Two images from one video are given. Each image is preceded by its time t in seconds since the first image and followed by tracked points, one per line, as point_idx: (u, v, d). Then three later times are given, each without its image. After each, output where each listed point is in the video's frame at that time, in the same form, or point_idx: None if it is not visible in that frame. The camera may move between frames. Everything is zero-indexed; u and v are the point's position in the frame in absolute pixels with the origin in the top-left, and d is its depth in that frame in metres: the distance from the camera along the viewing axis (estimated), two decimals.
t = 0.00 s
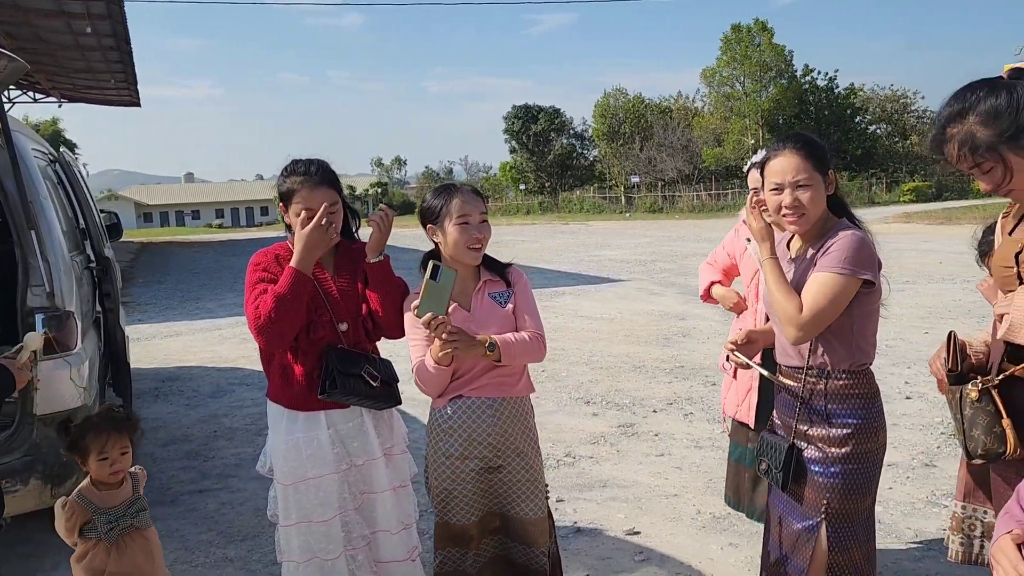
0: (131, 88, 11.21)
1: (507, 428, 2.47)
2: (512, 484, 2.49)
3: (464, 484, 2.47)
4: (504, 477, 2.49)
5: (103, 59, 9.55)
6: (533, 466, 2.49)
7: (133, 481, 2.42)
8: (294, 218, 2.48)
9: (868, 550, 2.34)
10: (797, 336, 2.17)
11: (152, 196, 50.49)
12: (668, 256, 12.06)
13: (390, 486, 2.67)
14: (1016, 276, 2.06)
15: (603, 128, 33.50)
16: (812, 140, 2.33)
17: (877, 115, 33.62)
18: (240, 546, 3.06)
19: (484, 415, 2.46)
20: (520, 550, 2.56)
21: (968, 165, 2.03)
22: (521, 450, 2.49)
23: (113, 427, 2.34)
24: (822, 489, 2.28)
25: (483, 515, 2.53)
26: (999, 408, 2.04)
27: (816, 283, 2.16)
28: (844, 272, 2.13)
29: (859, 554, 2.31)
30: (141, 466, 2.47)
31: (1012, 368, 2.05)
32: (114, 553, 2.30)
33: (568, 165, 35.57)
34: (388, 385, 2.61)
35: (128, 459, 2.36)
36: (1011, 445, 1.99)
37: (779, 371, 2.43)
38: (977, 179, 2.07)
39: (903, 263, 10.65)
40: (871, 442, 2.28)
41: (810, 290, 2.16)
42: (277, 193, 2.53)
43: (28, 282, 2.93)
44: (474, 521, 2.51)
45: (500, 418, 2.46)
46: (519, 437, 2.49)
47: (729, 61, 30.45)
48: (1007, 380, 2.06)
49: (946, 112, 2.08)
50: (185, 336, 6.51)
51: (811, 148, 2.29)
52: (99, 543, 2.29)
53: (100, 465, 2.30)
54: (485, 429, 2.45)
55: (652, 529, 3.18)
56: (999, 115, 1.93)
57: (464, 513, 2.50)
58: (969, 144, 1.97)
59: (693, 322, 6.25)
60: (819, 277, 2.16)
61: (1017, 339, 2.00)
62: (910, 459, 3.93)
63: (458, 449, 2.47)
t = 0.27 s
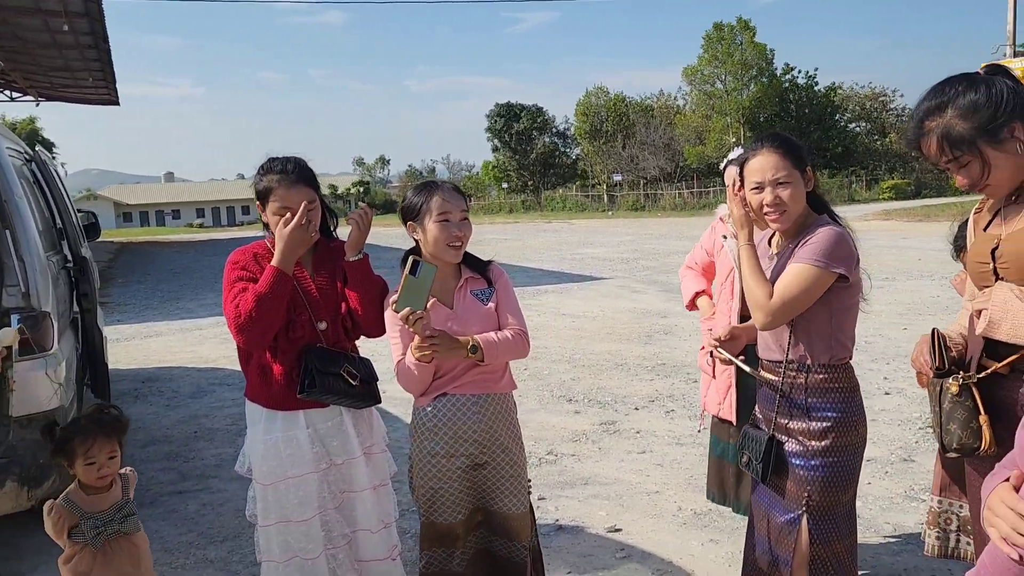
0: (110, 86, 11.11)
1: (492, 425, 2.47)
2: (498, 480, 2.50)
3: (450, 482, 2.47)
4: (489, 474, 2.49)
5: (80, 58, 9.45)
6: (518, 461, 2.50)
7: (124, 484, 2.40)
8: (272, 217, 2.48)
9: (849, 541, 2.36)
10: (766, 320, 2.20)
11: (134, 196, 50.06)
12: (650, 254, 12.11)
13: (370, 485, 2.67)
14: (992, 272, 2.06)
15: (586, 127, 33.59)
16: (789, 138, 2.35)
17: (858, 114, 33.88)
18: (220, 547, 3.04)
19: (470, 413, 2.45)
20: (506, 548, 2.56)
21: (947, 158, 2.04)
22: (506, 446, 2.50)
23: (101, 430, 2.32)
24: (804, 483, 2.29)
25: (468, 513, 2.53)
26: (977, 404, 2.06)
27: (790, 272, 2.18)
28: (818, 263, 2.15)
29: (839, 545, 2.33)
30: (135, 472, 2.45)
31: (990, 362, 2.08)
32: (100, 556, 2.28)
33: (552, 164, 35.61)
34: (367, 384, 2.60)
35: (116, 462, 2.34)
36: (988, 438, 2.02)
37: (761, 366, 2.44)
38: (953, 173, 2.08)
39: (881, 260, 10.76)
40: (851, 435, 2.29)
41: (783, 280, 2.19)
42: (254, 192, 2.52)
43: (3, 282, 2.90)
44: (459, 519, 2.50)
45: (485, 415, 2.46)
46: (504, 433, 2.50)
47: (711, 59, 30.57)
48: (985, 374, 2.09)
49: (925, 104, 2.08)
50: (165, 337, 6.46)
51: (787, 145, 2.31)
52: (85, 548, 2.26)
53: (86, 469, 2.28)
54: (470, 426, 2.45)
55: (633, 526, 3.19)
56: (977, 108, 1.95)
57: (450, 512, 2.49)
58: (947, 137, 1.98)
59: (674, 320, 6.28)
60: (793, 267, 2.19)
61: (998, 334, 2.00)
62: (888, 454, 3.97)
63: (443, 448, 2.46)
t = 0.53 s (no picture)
0: (90, 85, 11.01)
1: (475, 423, 2.47)
2: (482, 479, 2.50)
3: (434, 481, 2.47)
4: (473, 472, 2.49)
5: (59, 57, 9.36)
6: (502, 460, 2.50)
7: (126, 489, 2.37)
8: (249, 217, 2.46)
9: (820, 534, 2.36)
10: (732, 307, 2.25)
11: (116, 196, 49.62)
12: (634, 253, 12.14)
13: (352, 485, 2.66)
14: (970, 267, 2.08)
15: (570, 125, 33.63)
16: (767, 138, 2.36)
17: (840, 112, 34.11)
18: (202, 549, 3.02)
19: (452, 411, 2.45)
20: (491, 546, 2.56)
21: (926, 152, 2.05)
22: (489, 444, 2.50)
23: (101, 432, 2.30)
24: (779, 472, 2.30)
25: (453, 512, 2.53)
26: (965, 401, 2.07)
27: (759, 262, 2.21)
28: (785, 251, 2.17)
29: (810, 537, 2.33)
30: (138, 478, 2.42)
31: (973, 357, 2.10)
32: (100, 561, 2.23)
33: (535, 162, 35.63)
34: (348, 382, 2.60)
35: (119, 465, 2.32)
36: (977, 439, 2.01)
37: (742, 360, 2.45)
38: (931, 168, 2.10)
39: (862, 258, 10.85)
40: (830, 427, 2.30)
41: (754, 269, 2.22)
42: (231, 191, 2.50)
43: None
44: (444, 519, 2.50)
45: (468, 413, 2.46)
46: (487, 431, 2.50)
47: (694, 57, 30.68)
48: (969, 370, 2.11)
49: (906, 99, 2.08)
50: (146, 338, 6.41)
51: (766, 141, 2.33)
52: (85, 553, 2.22)
53: (88, 470, 2.25)
54: (452, 425, 2.45)
55: (617, 523, 3.20)
56: (957, 102, 1.97)
57: (434, 511, 2.49)
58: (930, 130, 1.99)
59: (658, 318, 6.30)
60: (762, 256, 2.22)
61: (978, 330, 2.01)
62: (869, 450, 4.00)
63: (426, 447, 2.45)
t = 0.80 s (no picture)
0: (70, 85, 10.92)
1: (451, 426, 2.46)
2: (459, 481, 2.49)
3: (411, 482, 2.47)
4: (450, 474, 2.49)
5: (38, 56, 9.27)
6: (480, 463, 2.49)
7: (121, 494, 2.35)
8: (227, 218, 2.44)
9: (796, 528, 2.38)
10: (751, 334, 2.20)
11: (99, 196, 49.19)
12: (619, 252, 12.17)
13: (335, 485, 2.60)
14: (948, 264, 2.10)
15: (555, 125, 33.66)
16: (740, 136, 2.37)
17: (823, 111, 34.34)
18: (184, 551, 2.99)
19: (429, 413, 2.45)
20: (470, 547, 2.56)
21: (907, 147, 2.06)
22: (467, 447, 2.49)
23: (96, 437, 2.27)
24: (750, 469, 2.32)
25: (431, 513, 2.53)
26: (950, 401, 2.07)
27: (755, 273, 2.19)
28: (785, 259, 2.16)
29: (782, 531, 2.35)
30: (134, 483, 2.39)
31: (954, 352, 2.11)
32: (90, 567, 2.22)
33: (519, 162, 35.64)
34: (330, 382, 2.56)
35: (114, 470, 2.30)
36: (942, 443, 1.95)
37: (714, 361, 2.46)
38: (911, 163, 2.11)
39: (845, 255, 10.93)
40: (800, 426, 2.32)
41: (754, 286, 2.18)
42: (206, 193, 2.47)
43: None
44: (421, 519, 2.51)
45: (444, 415, 2.45)
46: (464, 434, 2.49)
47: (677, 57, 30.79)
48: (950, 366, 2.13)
49: (888, 93, 2.09)
50: (128, 339, 6.36)
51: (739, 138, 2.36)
52: (76, 558, 2.20)
53: (81, 476, 2.23)
54: (429, 427, 2.45)
55: (602, 521, 3.20)
56: (942, 93, 1.98)
57: (412, 512, 2.50)
58: (913, 124, 1.99)
59: (642, 317, 6.32)
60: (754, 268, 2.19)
61: (958, 324, 1.97)
62: (852, 446, 4.03)
63: (403, 448, 2.46)
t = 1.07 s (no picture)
0: (48, 84, 10.79)
1: (432, 427, 2.46)
2: (439, 482, 2.49)
3: (391, 483, 2.46)
4: (430, 476, 2.49)
5: (15, 56, 9.16)
6: (461, 464, 2.49)
7: (103, 505, 2.33)
8: (207, 218, 2.42)
9: (754, 532, 2.38)
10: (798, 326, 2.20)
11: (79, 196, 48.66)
12: (602, 250, 12.20)
13: (318, 487, 2.52)
14: (925, 262, 2.10)
15: (538, 123, 33.65)
16: (703, 140, 2.36)
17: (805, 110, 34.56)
18: (166, 555, 2.96)
19: (409, 414, 2.44)
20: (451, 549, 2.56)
21: (888, 145, 2.08)
22: (448, 448, 2.49)
23: (80, 447, 2.24)
24: (698, 478, 2.32)
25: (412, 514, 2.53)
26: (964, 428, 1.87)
27: (751, 289, 2.17)
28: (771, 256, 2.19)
29: (737, 536, 2.35)
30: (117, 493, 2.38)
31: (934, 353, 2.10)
32: None
33: (503, 160, 35.66)
34: (314, 383, 2.49)
35: (98, 481, 2.27)
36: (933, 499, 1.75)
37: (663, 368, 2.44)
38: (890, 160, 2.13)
39: (826, 253, 11.02)
40: (748, 431, 2.32)
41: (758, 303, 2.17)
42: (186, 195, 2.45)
43: None
44: (402, 520, 2.51)
45: (424, 416, 2.45)
46: (445, 434, 2.49)
47: (659, 56, 30.88)
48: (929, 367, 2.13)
49: (870, 91, 2.10)
50: (109, 341, 6.30)
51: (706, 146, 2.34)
52: (60, 572, 2.19)
53: (65, 487, 2.20)
54: (409, 428, 2.44)
55: (587, 520, 3.21)
56: (922, 91, 2.00)
57: (392, 513, 2.50)
58: (895, 122, 2.01)
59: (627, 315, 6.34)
60: (747, 283, 2.16)
61: (941, 357, 1.94)
62: (834, 443, 4.07)
63: (383, 449, 2.45)
